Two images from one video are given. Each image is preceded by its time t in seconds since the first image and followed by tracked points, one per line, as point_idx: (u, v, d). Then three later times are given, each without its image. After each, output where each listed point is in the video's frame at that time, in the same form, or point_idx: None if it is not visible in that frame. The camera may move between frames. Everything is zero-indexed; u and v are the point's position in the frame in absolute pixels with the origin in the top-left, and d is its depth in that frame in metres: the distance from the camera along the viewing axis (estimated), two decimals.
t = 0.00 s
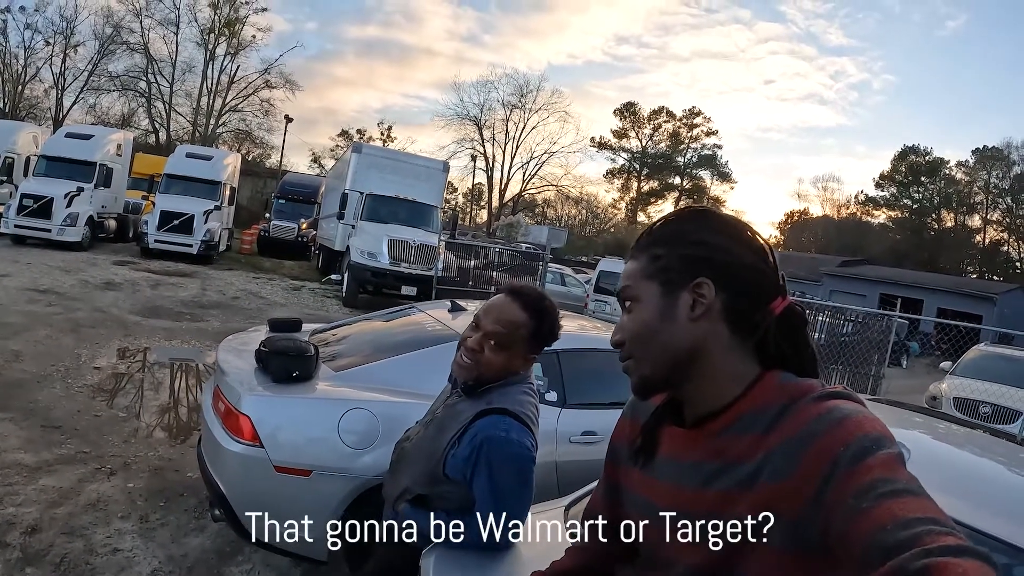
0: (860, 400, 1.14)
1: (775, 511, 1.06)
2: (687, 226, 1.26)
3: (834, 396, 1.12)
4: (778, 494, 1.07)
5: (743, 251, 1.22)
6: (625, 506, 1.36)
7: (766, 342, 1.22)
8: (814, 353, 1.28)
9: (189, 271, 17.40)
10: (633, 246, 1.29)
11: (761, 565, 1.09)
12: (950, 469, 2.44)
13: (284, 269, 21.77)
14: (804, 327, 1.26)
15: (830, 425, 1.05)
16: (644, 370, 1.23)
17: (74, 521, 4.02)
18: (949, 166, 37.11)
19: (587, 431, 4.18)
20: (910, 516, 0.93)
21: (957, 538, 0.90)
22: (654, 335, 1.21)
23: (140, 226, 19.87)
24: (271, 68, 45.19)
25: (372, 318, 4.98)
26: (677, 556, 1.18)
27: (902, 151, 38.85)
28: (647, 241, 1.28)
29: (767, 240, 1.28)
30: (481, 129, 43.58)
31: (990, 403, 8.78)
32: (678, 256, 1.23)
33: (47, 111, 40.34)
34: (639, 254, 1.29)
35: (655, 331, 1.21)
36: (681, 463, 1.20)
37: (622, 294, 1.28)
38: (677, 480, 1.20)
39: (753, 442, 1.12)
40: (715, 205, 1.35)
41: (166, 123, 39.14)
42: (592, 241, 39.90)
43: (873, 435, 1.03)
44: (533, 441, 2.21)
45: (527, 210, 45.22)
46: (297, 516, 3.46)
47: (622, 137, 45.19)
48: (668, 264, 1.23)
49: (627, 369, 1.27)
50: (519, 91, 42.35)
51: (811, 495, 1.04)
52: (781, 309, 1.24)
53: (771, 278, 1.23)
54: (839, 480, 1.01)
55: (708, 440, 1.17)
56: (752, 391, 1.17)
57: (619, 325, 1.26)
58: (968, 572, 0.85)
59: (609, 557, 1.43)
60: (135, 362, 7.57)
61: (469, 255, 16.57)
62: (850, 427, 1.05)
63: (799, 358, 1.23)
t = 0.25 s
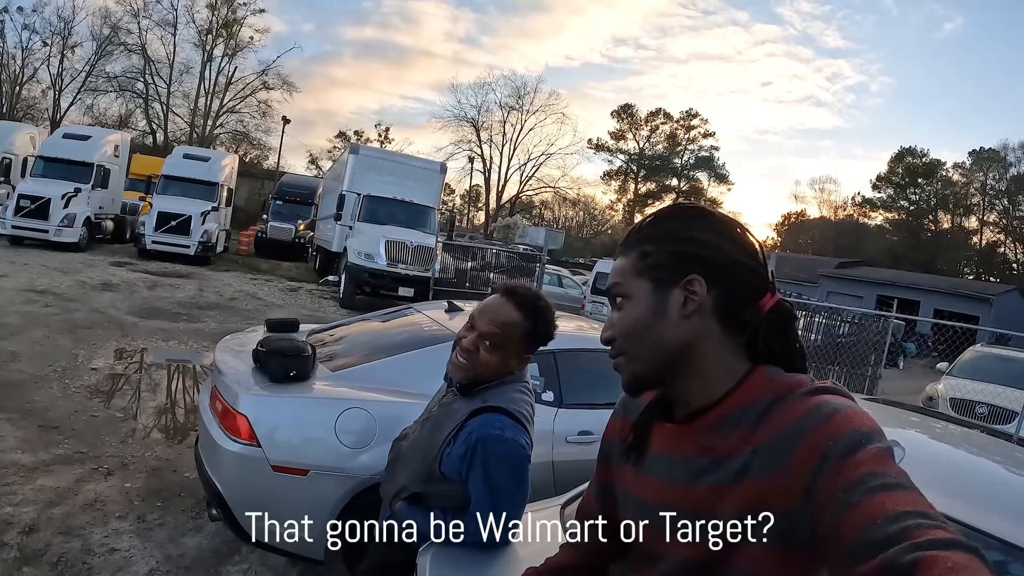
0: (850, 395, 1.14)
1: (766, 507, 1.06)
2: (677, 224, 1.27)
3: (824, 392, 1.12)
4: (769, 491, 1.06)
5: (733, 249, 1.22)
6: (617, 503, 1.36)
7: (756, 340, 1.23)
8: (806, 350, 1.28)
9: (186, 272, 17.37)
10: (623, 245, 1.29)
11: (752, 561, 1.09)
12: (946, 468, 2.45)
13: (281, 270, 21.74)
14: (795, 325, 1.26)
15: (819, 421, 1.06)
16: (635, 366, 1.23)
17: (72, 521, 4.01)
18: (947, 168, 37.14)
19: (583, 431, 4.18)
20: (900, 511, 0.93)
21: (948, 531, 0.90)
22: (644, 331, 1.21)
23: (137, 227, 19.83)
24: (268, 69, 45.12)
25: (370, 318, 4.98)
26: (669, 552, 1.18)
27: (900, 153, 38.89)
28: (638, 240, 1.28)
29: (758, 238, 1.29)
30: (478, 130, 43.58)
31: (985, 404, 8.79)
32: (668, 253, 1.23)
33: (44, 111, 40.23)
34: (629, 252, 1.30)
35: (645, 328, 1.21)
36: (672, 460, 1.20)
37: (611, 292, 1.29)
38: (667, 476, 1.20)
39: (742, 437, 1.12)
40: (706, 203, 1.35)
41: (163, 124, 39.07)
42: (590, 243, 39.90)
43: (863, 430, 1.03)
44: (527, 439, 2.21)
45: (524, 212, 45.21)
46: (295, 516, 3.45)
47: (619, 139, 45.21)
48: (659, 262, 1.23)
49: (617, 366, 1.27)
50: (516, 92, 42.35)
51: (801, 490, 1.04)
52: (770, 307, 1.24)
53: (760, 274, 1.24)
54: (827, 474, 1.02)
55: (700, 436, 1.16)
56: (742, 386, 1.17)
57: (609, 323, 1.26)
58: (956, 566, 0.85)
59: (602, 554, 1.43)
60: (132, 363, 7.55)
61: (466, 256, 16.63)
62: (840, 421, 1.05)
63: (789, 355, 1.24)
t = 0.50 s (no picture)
0: (853, 394, 1.15)
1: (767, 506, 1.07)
2: (681, 224, 1.27)
3: (827, 391, 1.12)
4: (773, 490, 1.06)
5: (738, 251, 1.23)
6: (618, 506, 1.36)
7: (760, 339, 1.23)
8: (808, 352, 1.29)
9: (178, 277, 17.29)
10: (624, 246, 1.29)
11: (758, 561, 1.09)
12: (945, 468, 2.45)
13: (274, 274, 21.66)
14: (795, 326, 1.27)
15: (820, 421, 1.06)
16: (639, 368, 1.23)
17: (64, 527, 3.97)
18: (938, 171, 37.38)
19: (579, 435, 4.18)
20: (906, 512, 0.93)
21: (952, 533, 0.91)
22: (649, 332, 1.21)
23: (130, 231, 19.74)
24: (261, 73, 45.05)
25: (364, 322, 4.97)
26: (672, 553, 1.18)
27: (891, 156, 39.14)
28: (639, 242, 1.28)
29: (761, 239, 1.30)
30: (471, 135, 43.62)
31: (978, 405, 8.82)
32: (675, 253, 1.23)
33: (36, 115, 40.03)
34: (631, 250, 1.29)
35: (650, 328, 1.21)
36: (675, 461, 1.20)
37: (612, 292, 1.29)
38: (669, 478, 1.20)
39: (746, 438, 1.12)
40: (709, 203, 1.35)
41: (155, 128, 38.93)
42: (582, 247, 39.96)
43: (866, 430, 1.04)
44: (524, 442, 2.21)
45: (517, 216, 45.24)
46: (290, 521, 3.44)
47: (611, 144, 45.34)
48: (661, 264, 1.23)
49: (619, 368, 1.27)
50: (509, 97, 42.43)
51: (805, 489, 1.04)
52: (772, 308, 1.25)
53: (762, 276, 1.24)
54: (830, 474, 1.02)
55: (702, 437, 1.16)
56: (745, 386, 1.17)
57: (611, 324, 1.26)
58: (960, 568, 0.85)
59: (605, 556, 1.42)
60: (124, 368, 7.50)
61: (459, 261, 16.20)
62: (842, 421, 1.05)
63: (792, 355, 1.24)
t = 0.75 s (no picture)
0: (837, 400, 1.16)
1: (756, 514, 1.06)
2: (678, 230, 1.25)
3: (813, 399, 1.13)
4: (762, 497, 1.06)
5: (730, 260, 1.22)
6: (604, 513, 1.35)
7: (744, 348, 1.24)
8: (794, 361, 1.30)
9: (164, 285, 17.14)
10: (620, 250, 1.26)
11: (750, 566, 1.09)
12: (930, 472, 2.47)
13: (260, 283, 21.53)
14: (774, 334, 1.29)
15: (806, 429, 1.06)
16: (636, 377, 1.20)
17: (48, 538, 3.92)
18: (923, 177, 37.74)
19: (565, 443, 4.19)
20: (892, 519, 0.94)
21: (938, 539, 0.92)
22: (649, 340, 1.18)
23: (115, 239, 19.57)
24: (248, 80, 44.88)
25: (349, 331, 4.95)
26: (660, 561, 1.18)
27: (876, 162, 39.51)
28: (639, 246, 1.24)
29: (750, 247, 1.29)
30: (458, 142, 43.62)
31: (965, 408, 8.87)
32: (683, 261, 1.20)
33: (20, 122, 39.65)
34: (628, 255, 1.26)
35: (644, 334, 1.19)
36: (664, 468, 1.19)
37: (606, 297, 1.26)
38: (659, 485, 1.19)
39: (736, 445, 1.11)
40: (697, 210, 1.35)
41: (141, 135, 38.65)
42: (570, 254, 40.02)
43: (852, 438, 1.04)
44: (505, 453, 2.20)
45: (504, 223, 45.24)
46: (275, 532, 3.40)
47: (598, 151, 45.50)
48: (662, 270, 1.20)
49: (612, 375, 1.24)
50: (496, 104, 42.50)
51: (792, 496, 1.04)
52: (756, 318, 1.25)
53: (751, 283, 1.24)
54: (818, 481, 1.02)
55: (693, 445, 1.16)
56: (731, 394, 1.17)
57: (606, 330, 1.23)
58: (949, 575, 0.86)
59: (592, 563, 1.42)
60: (110, 377, 7.41)
61: (445, 268, 16.26)
62: (829, 429, 1.05)
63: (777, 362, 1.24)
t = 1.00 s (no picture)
0: (816, 406, 1.14)
1: (737, 521, 1.03)
2: (677, 234, 1.20)
3: (792, 405, 1.11)
4: (743, 504, 1.03)
5: (721, 267, 1.19)
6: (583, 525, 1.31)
7: (723, 354, 1.21)
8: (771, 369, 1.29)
9: (147, 293, 16.96)
10: (618, 250, 1.21)
11: None
12: (912, 474, 2.50)
13: (244, 291, 21.36)
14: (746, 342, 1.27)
15: (786, 435, 1.04)
16: (633, 383, 1.15)
17: (30, 549, 3.84)
18: (905, 182, 38.23)
19: (549, 449, 4.21)
20: (875, 524, 0.93)
21: (920, 542, 0.91)
22: (647, 345, 1.13)
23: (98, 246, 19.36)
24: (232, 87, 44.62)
25: (332, 338, 4.91)
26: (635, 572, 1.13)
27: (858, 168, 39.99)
28: (639, 247, 1.19)
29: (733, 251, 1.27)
30: (442, 150, 43.62)
31: (948, 410, 8.99)
32: (688, 269, 1.16)
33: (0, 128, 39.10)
34: (626, 257, 1.21)
35: (634, 340, 1.14)
36: (642, 475, 1.15)
37: (602, 299, 1.20)
38: (637, 493, 1.14)
39: (717, 451, 1.08)
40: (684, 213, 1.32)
41: (124, 141, 38.27)
42: (554, 262, 40.10)
43: (832, 443, 1.03)
44: (479, 462, 2.19)
45: (488, 230, 45.26)
46: (255, 542, 3.36)
47: (581, 158, 45.70)
48: (665, 275, 1.15)
49: (602, 382, 1.19)
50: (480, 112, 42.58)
51: (774, 502, 1.01)
52: (734, 327, 1.24)
53: (734, 289, 1.21)
54: (800, 487, 0.99)
55: (675, 452, 1.12)
56: (712, 400, 1.14)
57: (603, 336, 1.18)
58: None
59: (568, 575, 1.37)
60: (92, 386, 7.30)
61: (429, 275, 16.49)
62: (809, 434, 1.04)
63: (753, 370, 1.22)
